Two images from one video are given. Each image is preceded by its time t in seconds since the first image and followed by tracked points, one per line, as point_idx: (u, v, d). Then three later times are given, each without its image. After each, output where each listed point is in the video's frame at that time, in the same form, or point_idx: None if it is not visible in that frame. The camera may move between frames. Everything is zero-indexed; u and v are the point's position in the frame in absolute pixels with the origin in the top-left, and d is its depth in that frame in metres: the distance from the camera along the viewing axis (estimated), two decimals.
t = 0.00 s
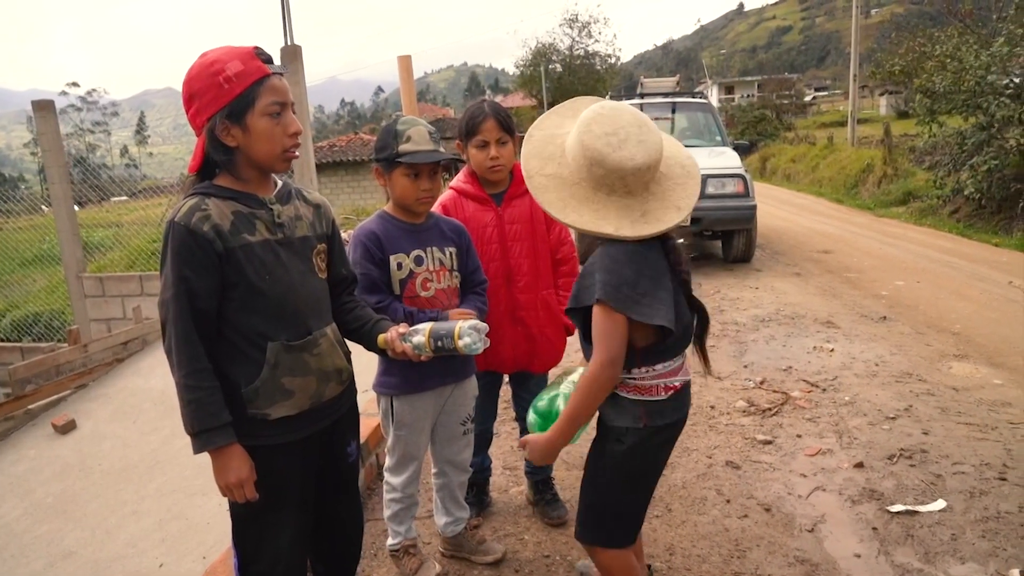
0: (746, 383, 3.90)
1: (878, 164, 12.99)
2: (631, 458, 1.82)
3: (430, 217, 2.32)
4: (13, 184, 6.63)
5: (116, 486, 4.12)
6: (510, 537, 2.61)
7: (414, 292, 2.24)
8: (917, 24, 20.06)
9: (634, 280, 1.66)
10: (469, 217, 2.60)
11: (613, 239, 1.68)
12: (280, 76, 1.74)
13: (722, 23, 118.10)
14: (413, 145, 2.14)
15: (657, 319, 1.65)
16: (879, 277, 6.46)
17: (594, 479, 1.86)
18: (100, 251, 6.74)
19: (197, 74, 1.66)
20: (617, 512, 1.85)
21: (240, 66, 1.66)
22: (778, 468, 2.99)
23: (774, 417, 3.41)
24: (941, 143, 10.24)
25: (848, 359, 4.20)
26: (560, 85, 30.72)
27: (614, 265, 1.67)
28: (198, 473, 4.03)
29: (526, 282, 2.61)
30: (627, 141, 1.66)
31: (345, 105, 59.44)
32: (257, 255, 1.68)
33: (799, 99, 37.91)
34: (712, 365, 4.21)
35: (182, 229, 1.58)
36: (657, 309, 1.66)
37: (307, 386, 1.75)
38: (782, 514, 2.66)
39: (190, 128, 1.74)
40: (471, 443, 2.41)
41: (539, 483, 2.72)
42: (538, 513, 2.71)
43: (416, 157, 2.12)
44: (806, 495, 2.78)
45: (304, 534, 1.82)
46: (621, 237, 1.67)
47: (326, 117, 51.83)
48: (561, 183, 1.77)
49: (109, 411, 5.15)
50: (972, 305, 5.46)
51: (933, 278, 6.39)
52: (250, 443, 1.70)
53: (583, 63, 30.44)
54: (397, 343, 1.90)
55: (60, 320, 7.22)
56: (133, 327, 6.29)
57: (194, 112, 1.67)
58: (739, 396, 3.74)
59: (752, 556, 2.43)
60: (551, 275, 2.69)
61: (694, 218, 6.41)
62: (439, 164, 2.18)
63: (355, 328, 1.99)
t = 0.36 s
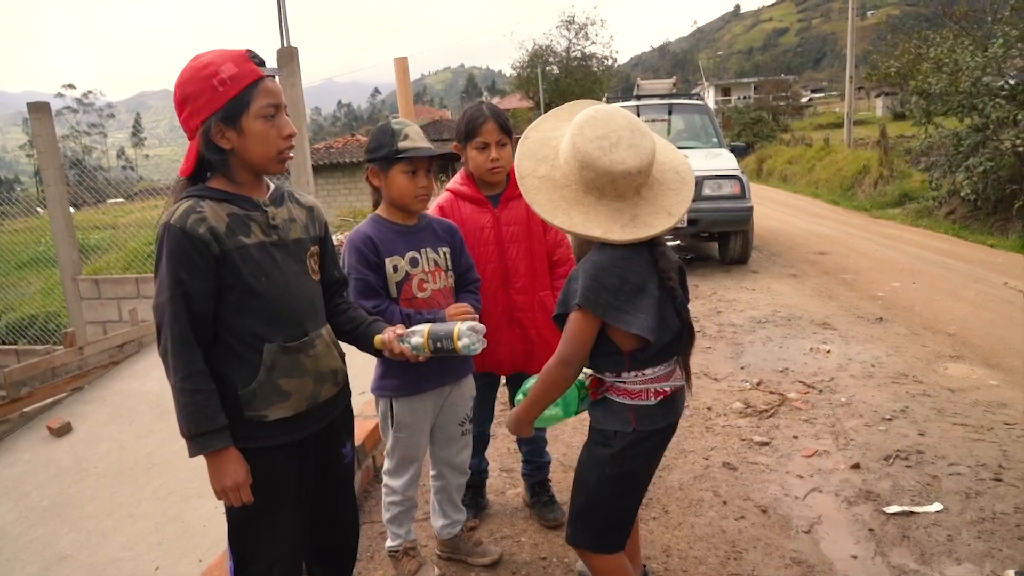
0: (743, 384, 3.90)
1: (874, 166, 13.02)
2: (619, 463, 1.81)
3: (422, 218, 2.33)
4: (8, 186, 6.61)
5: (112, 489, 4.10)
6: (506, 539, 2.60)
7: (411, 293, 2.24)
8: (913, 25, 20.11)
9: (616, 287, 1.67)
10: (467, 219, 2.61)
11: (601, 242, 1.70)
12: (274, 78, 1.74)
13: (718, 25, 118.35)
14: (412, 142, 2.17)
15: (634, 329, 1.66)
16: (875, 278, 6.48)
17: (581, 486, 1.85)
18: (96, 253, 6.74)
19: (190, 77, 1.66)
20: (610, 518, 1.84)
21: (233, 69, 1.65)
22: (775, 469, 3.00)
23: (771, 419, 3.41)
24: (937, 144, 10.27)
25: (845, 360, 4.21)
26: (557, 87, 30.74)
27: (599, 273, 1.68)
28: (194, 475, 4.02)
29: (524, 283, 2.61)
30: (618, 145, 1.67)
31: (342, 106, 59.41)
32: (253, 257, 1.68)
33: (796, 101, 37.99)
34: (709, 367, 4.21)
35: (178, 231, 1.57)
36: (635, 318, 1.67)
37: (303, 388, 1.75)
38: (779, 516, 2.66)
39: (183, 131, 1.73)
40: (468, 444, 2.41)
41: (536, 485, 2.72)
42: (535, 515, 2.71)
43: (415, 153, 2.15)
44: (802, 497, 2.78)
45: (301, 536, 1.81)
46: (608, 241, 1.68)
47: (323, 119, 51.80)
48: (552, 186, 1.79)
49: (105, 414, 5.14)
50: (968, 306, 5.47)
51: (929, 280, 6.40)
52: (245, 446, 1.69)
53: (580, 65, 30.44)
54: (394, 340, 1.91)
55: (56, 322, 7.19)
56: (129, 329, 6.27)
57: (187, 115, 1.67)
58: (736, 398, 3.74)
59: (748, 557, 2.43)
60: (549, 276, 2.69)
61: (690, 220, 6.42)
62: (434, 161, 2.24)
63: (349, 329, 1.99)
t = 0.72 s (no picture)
0: (738, 384, 3.91)
1: (869, 166, 13.05)
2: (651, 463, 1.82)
3: (418, 218, 2.32)
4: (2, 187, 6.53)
5: (107, 491, 4.09)
6: (502, 538, 2.60)
7: (412, 292, 2.23)
8: (908, 26, 20.12)
9: (668, 266, 1.72)
10: (462, 218, 2.60)
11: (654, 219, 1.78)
12: (264, 77, 1.74)
13: (714, 25, 118.52)
14: (404, 140, 2.17)
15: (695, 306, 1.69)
16: (871, 278, 6.49)
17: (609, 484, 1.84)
18: (91, 254, 6.73)
19: (181, 77, 1.66)
20: (634, 516, 1.85)
21: (224, 68, 1.65)
22: (770, 468, 3.00)
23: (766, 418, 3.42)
24: (932, 144, 10.30)
25: (840, 360, 4.22)
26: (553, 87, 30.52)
27: (657, 251, 1.71)
28: (190, 476, 4.01)
29: (521, 282, 2.62)
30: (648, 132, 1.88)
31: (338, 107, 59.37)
32: (249, 255, 1.68)
33: (792, 101, 38.05)
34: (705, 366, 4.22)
35: (174, 229, 1.57)
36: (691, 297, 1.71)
37: (299, 385, 1.74)
38: (774, 515, 2.67)
39: (175, 132, 1.73)
40: (464, 443, 2.41)
41: (532, 485, 2.72)
42: (531, 515, 2.71)
43: (409, 149, 2.16)
44: (798, 496, 2.78)
45: (296, 534, 1.81)
46: (660, 218, 1.78)
47: (319, 119, 51.72)
48: (602, 160, 1.78)
49: (100, 415, 5.12)
50: (962, 305, 5.49)
51: (924, 279, 6.42)
52: (241, 443, 1.68)
53: (576, 65, 30.40)
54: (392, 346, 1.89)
55: (51, 323, 7.29)
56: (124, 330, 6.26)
57: (179, 115, 1.66)
58: (731, 397, 3.75)
59: (743, 556, 2.44)
60: (546, 275, 2.69)
61: (686, 220, 6.43)
62: (428, 158, 2.24)
63: (342, 329, 1.99)
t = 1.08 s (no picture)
0: (736, 382, 3.91)
1: (867, 164, 13.06)
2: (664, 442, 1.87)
3: (417, 218, 2.33)
4: None
5: (105, 490, 4.09)
6: (501, 536, 2.61)
7: (414, 290, 2.24)
8: (905, 23, 20.11)
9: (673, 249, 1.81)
10: (467, 216, 2.60)
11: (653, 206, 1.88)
12: (260, 75, 1.74)
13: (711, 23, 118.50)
14: (399, 140, 2.16)
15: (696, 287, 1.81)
16: (868, 276, 6.50)
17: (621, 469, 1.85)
18: (88, 254, 6.71)
19: (177, 76, 1.66)
20: (647, 509, 1.86)
21: (219, 66, 1.65)
22: (768, 466, 3.01)
23: (764, 415, 3.43)
24: (928, 142, 10.30)
25: (838, 357, 4.22)
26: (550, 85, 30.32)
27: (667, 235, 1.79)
28: (188, 475, 4.01)
29: (528, 279, 2.64)
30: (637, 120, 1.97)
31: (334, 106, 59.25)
32: (248, 252, 1.68)
33: (789, 99, 38.05)
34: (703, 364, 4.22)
35: (172, 226, 1.57)
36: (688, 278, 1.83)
37: (297, 383, 1.74)
38: (772, 512, 2.68)
39: (171, 131, 1.73)
40: (462, 440, 2.42)
41: (530, 483, 2.72)
42: (529, 513, 2.71)
43: (404, 150, 2.15)
44: (796, 493, 2.79)
45: (294, 533, 1.81)
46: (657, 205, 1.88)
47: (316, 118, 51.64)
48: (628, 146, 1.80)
49: (98, 415, 5.11)
50: (959, 302, 5.50)
51: (922, 276, 6.43)
52: (240, 440, 1.69)
53: (573, 63, 30.31)
54: (387, 344, 1.90)
55: (49, 323, 7.29)
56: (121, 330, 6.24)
57: (175, 113, 1.67)
58: (729, 395, 3.75)
59: (742, 553, 2.44)
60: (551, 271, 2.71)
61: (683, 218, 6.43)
62: (424, 157, 2.23)
63: (339, 327, 1.99)
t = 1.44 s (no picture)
0: (737, 379, 3.91)
1: (868, 160, 13.03)
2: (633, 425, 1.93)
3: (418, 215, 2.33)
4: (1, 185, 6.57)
5: (107, 487, 4.09)
6: (503, 533, 2.61)
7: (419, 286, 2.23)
8: (906, 19, 20.03)
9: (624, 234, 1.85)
10: (477, 211, 2.60)
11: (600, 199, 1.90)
12: (264, 73, 1.74)
13: (712, 19, 118.25)
14: (396, 139, 2.16)
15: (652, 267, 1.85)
16: (869, 272, 6.50)
17: (594, 454, 1.89)
18: (89, 252, 6.72)
19: (181, 72, 1.66)
20: (628, 484, 1.90)
21: (223, 63, 1.65)
22: (770, 462, 3.01)
23: (765, 412, 3.43)
24: (930, 138, 10.28)
25: (839, 354, 4.22)
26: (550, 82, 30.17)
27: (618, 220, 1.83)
28: (190, 473, 4.02)
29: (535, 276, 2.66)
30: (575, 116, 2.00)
31: (335, 103, 59.19)
32: (250, 250, 1.68)
33: (790, 95, 37.98)
34: (703, 361, 4.22)
35: (174, 224, 1.57)
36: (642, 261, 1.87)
37: (299, 380, 1.75)
38: (774, 509, 2.68)
39: (174, 128, 1.73)
40: (462, 437, 2.44)
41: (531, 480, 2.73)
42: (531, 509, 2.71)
43: (402, 149, 2.14)
44: (797, 490, 2.79)
45: (296, 531, 1.81)
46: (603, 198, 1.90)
47: (316, 115, 51.62)
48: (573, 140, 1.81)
49: (100, 412, 5.12)
50: (961, 299, 5.49)
51: (923, 273, 6.42)
52: (243, 436, 1.69)
53: (574, 60, 30.16)
54: (383, 330, 1.90)
55: (50, 321, 7.26)
56: (122, 327, 6.24)
57: (177, 110, 1.67)
58: (730, 392, 3.75)
59: (743, 550, 2.44)
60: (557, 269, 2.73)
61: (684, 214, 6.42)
62: (424, 155, 2.22)
63: (342, 321, 1.99)
